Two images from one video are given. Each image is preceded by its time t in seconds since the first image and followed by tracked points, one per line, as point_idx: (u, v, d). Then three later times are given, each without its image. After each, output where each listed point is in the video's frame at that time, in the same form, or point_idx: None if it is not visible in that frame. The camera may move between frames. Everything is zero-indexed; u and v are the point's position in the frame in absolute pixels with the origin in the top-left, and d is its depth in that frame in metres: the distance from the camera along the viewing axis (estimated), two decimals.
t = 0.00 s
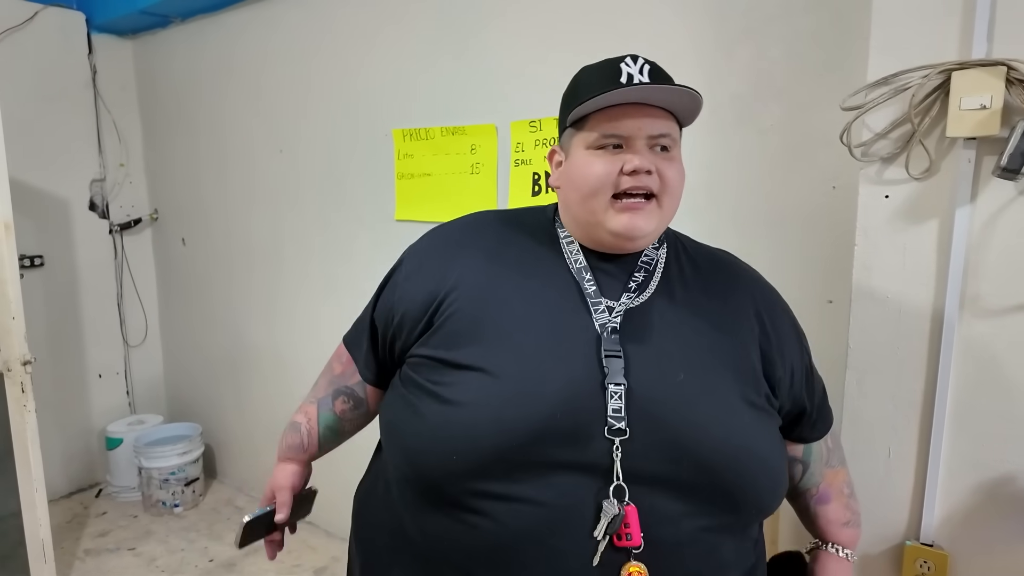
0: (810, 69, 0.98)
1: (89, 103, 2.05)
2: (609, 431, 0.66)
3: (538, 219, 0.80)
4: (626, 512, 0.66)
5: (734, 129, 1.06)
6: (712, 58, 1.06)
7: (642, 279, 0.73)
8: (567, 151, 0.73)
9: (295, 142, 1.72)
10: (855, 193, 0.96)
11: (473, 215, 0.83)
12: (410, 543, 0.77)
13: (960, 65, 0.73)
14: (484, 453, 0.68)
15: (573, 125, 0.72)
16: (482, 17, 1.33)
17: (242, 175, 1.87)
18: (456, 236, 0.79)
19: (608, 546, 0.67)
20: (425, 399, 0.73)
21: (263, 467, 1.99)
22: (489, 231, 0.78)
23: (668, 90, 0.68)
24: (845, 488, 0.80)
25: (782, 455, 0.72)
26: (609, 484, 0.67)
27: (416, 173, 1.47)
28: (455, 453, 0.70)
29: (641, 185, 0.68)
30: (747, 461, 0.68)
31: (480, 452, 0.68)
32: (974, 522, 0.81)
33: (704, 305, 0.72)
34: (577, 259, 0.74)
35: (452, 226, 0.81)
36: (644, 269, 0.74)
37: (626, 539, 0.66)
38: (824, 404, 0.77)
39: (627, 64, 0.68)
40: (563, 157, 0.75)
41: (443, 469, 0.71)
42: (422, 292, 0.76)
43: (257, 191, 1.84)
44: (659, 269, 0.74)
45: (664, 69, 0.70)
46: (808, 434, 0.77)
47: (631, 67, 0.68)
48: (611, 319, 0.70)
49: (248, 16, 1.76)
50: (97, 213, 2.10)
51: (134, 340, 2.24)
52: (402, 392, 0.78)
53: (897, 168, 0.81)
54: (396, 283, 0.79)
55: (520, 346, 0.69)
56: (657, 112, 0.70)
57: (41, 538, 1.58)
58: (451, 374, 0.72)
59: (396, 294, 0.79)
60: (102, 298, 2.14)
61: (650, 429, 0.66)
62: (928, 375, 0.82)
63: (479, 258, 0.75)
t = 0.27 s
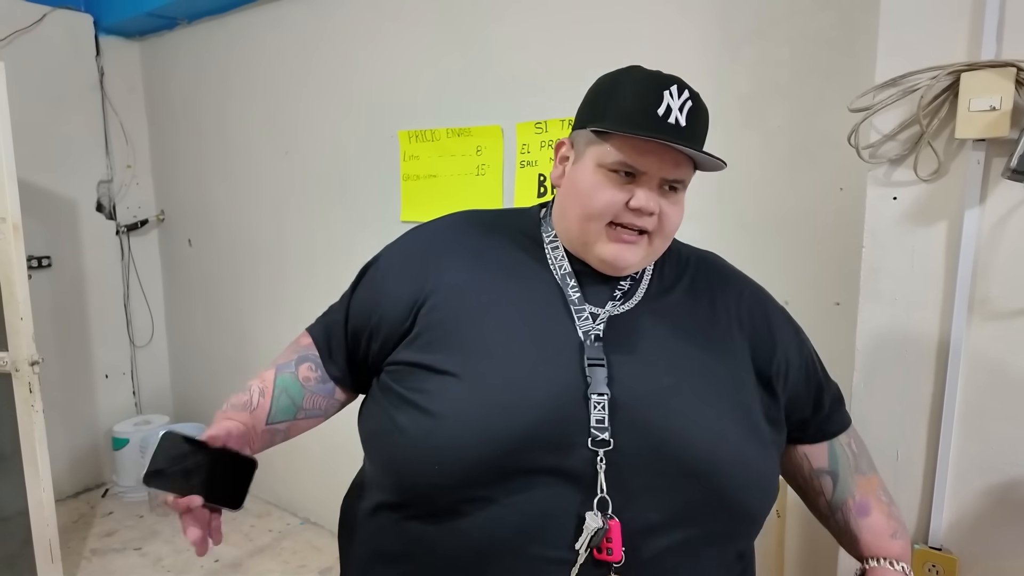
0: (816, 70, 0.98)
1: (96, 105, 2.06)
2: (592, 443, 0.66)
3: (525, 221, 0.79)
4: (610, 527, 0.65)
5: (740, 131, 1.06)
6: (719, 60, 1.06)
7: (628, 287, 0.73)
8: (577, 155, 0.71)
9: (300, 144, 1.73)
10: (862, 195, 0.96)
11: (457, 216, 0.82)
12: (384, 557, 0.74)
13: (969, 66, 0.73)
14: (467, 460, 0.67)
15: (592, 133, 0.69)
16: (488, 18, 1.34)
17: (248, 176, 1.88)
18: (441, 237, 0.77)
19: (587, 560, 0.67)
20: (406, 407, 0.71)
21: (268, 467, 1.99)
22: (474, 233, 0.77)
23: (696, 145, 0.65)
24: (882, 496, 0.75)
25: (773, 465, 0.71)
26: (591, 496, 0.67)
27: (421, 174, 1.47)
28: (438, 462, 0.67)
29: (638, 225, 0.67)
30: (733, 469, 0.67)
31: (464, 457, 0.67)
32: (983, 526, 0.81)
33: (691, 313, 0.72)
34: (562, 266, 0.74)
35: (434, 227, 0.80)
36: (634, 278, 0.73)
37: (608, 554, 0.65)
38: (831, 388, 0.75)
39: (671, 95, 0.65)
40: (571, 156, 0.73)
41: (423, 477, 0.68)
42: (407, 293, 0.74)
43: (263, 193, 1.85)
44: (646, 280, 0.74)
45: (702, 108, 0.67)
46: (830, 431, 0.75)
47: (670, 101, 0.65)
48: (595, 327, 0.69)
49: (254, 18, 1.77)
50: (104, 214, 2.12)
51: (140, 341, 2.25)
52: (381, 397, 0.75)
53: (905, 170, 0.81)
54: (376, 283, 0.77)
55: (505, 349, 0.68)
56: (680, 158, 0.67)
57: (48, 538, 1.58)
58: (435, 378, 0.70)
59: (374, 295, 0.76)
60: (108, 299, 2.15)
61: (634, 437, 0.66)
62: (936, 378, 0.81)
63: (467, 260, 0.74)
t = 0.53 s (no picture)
0: (823, 71, 0.97)
1: (103, 106, 2.07)
2: (550, 430, 0.65)
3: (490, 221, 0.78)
4: (557, 514, 0.65)
5: (746, 131, 1.05)
6: (725, 60, 1.06)
7: (593, 276, 0.73)
8: (534, 143, 0.72)
9: (306, 145, 1.73)
10: (868, 196, 0.95)
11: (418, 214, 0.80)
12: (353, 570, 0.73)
13: (978, 66, 0.73)
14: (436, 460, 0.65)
15: (546, 119, 0.70)
16: (493, 19, 1.34)
17: (253, 177, 1.89)
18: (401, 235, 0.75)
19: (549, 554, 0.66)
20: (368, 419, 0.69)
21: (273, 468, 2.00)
22: (437, 230, 0.75)
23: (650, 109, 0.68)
24: (800, 519, 0.77)
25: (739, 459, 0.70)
26: (547, 485, 0.66)
27: (427, 175, 1.47)
28: (398, 467, 0.67)
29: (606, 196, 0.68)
30: (701, 462, 0.67)
31: (433, 460, 0.65)
32: (991, 530, 0.80)
33: (653, 305, 0.72)
34: (527, 258, 0.73)
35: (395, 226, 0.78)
36: (597, 266, 0.73)
37: (559, 543, 0.64)
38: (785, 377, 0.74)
39: (614, 70, 0.68)
40: (528, 147, 0.73)
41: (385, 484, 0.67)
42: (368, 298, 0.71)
43: (268, 193, 1.85)
44: (610, 267, 0.74)
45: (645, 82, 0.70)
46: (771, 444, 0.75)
47: (615, 74, 0.68)
48: (564, 316, 0.69)
49: (260, 20, 1.77)
50: (110, 215, 2.13)
51: (146, 341, 2.26)
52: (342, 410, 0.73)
53: (912, 171, 0.81)
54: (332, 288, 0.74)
55: (473, 348, 0.67)
56: (633, 126, 0.70)
57: (55, 537, 1.59)
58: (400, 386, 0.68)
59: (329, 300, 0.73)
60: (115, 299, 2.16)
61: (597, 426, 0.65)
62: (944, 379, 0.81)
63: (432, 258, 0.72)
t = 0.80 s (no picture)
0: (827, 71, 0.97)
1: (108, 107, 2.08)
2: (572, 432, 0.64)
3: (446, 222, 0.74)
4: (597, 515, 0.63)
5: (750, 131, 1.05)
6: (728, 60, 1.06)
7: (568, 269, 0.74)
8: (489, 134, 0.69)
9: (309, 146, 1.73)
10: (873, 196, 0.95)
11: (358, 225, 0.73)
12: None
13: (983, 66, 0.72)
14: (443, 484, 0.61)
15: (500, 106, 0.68)
16: (496, 20, 1.34)
17: (257, 178, 1.89)
18: (353, 249, 0.69)
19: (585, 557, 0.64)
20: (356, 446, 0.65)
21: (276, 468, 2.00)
22: (393, 240, 0.70)
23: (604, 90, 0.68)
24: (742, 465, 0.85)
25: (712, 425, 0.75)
26: (580, 487, 0.64)
27: (429, 175, 1.47)
28: (406, 494, 0.62)
29: (574, 179, 0.67)
30: (694, 436, 0.70)
31: (437, 484, 0.61)
32: (997, 532, 0.79)
33: (624, 287, 0.75)
34: (500, 259, 0.70)
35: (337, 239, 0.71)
36: (567, 258, 0.74)
37: (602, 544, 0.63)
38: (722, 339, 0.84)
39: (562, 53, 0.67)
40: (480, 139, 0.70)
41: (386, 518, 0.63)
42: (333, 324, 0.66)
43: (272, 194, 1.85)
44: (579, 259, 0.75)
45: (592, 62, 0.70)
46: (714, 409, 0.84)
47: (565, 57, 0.66)
48: (555, 314, 0.68)
49: (264, 21, 1.78)
50: (115, 215, 2.13)
51: (150, 342, 2.26)
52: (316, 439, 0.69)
53: (916, 171, 0.80)
54: (281, 318, 0.67)
55: (465, 362, 0.64)
56: (588, 109, 0.70)
57: (59, 537, 1.59)
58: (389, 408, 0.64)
59: (282, 330, 0.67)
60: (119, 300, 2.17)
61: (611, 419, 0.65)
62: (949, 380, 0.80)
63: (398, 271, 0.67)
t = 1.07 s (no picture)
0: (829, 71, 0.97)
1: (111, 108, 2.09)
2: (572, 445, 0.65)
3: (407, 231, 0.73)
4: (604, 525, 0.66)
5: (752, 132, 1.05)
6: (730, 60, 1.06)
7: (541, 273, 0.75)
8: (441, 142, 0.68)
9: (311, 147, 1.73)
10: (876, 196, 0.95)
11: (313, 245, 0.71)
12: None
13: (985, 65, 0.72)
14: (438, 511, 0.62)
15: (447, 112, 0.66)
16: (498, 20, 1.34)
17: (259, 179, 1.90)
18: (312, 275, 0.67)
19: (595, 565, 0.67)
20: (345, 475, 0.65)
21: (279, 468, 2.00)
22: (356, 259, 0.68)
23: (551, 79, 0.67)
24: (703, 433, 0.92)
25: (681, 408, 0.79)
26: (582, 496, 0.66)
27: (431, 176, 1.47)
28: (416, 516, 0.62)
29: (533, 179, 0.67)
30: (673, 427, 0.73)
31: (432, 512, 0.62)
32: (1001, 533, 0.79)
33: (595, 284, 0.77)
34: (473, 269, 0.71)
35: (292, 263, 0.69)
36: (539, 262, 0.76)
37: (612, 551, 0.66)
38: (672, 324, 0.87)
39: (500, 45, 0.65)
40: (432, 146, 0.69)
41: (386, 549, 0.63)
42: (301, 359, 0.65)
43: (274, 195, 1.86)
44: (549, 261, 0.77)
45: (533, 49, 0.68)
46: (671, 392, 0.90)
47: (505, 48, 0.66)
48: (537, 324, 0.70)
49: (267, 22, 1.78)
50: (118, 216, 2.14)
51: (152, 342, 2.27)
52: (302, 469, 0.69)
53: (919, 171, 0.80)
54: (244, 353, 0.66)
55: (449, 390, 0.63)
56: (537, 100, 0.69)
57: (62, 537, 1.59)
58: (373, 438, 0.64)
59: (248, 365, 0.66)
60: (122, 300, 2.17)
61: (603, 424, 0.67)
62: (951, 382, 0.80)
63: (363, 296, 0.66)
